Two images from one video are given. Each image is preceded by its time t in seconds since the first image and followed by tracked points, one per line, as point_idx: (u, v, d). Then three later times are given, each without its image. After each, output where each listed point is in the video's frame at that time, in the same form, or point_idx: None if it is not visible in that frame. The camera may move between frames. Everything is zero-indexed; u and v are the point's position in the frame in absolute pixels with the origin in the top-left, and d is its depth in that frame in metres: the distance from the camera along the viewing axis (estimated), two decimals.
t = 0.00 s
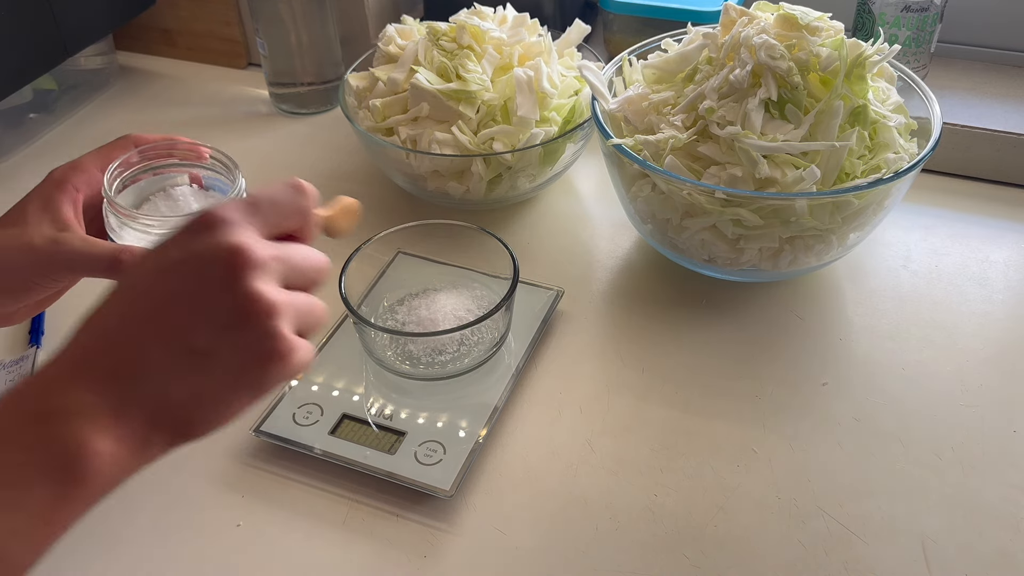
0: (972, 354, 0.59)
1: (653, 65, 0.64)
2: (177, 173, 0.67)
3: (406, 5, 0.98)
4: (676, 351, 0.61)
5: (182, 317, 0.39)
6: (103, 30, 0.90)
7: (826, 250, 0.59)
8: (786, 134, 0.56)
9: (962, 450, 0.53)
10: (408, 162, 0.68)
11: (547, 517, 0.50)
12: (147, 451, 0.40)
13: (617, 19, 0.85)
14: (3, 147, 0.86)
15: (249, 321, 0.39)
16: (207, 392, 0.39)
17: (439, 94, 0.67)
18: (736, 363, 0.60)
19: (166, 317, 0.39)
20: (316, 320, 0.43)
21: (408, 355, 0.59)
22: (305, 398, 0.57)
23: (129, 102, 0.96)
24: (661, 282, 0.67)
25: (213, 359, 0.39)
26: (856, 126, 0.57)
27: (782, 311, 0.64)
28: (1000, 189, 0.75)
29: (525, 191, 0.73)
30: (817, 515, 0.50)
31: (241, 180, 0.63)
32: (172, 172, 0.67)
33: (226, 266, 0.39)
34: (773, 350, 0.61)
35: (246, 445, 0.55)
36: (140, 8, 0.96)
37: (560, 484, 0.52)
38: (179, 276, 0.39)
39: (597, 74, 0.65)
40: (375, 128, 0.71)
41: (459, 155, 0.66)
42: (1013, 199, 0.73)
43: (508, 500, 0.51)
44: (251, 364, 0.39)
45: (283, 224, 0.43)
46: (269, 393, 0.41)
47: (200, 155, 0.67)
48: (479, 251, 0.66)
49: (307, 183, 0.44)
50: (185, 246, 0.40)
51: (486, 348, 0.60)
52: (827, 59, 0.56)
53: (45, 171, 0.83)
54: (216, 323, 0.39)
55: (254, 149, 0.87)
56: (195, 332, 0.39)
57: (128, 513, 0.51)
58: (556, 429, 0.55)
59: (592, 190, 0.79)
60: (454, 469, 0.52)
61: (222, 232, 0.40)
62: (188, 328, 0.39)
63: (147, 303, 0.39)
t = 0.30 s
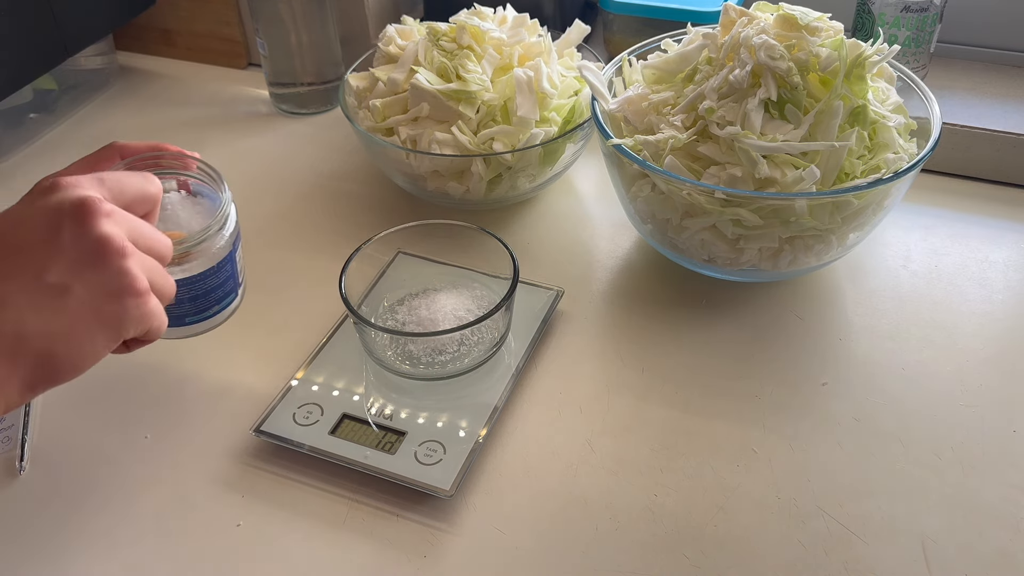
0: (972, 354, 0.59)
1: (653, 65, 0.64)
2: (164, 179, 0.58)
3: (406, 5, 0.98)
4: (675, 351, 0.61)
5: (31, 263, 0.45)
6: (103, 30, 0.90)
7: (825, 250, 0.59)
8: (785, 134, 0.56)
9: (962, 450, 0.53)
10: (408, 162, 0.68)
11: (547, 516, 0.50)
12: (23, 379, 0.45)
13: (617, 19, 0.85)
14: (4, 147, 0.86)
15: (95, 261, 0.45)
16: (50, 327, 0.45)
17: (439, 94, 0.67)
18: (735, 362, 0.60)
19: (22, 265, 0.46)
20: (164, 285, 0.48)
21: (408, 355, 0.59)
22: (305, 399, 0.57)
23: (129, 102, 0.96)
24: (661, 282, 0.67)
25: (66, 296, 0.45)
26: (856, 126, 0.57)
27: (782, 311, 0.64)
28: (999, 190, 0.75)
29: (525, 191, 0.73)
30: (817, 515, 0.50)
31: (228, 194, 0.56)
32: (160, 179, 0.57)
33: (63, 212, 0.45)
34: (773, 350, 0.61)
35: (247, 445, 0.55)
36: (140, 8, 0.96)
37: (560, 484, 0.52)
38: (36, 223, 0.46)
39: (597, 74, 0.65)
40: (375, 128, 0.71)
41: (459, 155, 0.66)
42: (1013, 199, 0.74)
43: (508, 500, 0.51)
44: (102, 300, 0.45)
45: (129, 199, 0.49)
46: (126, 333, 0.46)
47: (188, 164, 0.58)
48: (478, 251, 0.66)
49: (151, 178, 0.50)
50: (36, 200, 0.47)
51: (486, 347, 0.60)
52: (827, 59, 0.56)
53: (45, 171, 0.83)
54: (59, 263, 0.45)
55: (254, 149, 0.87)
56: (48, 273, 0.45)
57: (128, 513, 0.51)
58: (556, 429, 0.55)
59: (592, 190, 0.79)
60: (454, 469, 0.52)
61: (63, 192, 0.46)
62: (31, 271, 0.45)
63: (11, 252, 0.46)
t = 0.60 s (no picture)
0: (972, 354, 0.59)
1: (653, 65, 0.64)
2: (129, 186, 0.57)
3: (406, 5, 0.98)
4: (675, 352, 0.61)
5: (79, 339, 0.45)
6: (103, 30, 0.90)
7: (826, 250, 0.59)
8: (785, 134, 0.56)
9: (962, 450, 0.53)
10: (408, 162, 0.68)
11: (547, 517, 0.50)
12: (25, 438, 0.46)
13: (617, 19, 0.85)
14: (4, 147, 0.86)
15: (147, 360, 0.48)
16: (85, 407, 0.47)
17: (439, 94, 0.67)
18: (736, 362, 0.60)
19: (71, 337, 0.45)
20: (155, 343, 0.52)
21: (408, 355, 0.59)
22: (305, 399, 0.57)
23: (129, 102, 0.96)
24: (661, 282, 0.67)
25: (106, 381, 0.47)
26: (856, 126, 0.57)
27: (782, 311, 0.64)
28: (1000, 190, 0.75)
29: (524, 191, 0.73)
30: (817, 515, 0.50)
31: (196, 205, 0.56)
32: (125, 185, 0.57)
33: (134, 308, 0.46)
34: (773, 350, 0.61)
35: (247, 445, 0.55)
36: (140, 8, 0.96)
37: (560, 483, 0.52)
38: (97, 303, 0.45)
39: (597, 74, 0.65)
40: (375, 128, 0.71)
41: (459, 155, 0.66)
42: (1013, 199, 0.74)
43: (507, 501, 0.51)
44: (139, 389, 0.49)
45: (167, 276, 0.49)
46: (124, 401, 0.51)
47: (153, 171, 0.58)
48: (478, 251, 0.66)
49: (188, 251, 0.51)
50: (99, 272, 0.45)
51: (486, 347, 0.60)
52: (827, 59, 0.56)
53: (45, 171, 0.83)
54: (113, 354, 0.47)
55: (254, 149, 0.87)
56: (99, 359, 0.46)
57: (128, 513, 0.51)
58: (556, 429, 0.55)
59: (592, 190, 0.79)
60: (454, 469, 0.52)
61: (133, 276, 0.46)
62: (77, 349, 0.45)
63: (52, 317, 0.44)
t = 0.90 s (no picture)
0: (972, 354, 0.59)
1: (653, 65, 0.64)
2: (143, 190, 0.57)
3: (406, 5, 0.98)
4: (675, 352, 0.61)
5: (90, 359, 0.46)
6: (103, 30, 0.90)
7: (826, 250, 0.59)
8: (785, 134, 0.56)
9: (962, 450, 0.53)
10: (408, 162, 0.68)
11: (547, 517, 0.50)
12: (26, 455, 0.46)
13: (617, 19, 0.85)
14: (4, 147, 0.86)
15: (156, 381, 0.48)
16: (90, 424, 0.47)
17: (439, 94, 0.67)
18: (736, 362, 0.60)
19: (83, 357, 0.45)
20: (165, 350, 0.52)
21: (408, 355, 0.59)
22: (305, 398, 0.57)
23: (128, 102, 0.96)
24: (661, 282, 0.67)
25: (113, 400, 0.47)
26: (856, 126, 0.57)
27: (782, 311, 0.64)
28: (1000, 190, 0.75)
29: (525, 191, 0.73)
30: (817, 515, 0.50)
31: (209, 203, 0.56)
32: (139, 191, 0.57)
33: (149, 331, 0.46)
34: (773, 349, 0.61)
35: (247, 445, 0.55)
36: (140, 8, 0.96)
37: (560, 483, 0.52)
38: (112, 323, 0.45)
39: (597, 74, 0.65)
40: (375, 128, 0.71)
41: (459, 155, 0.66)
42: (1013, 199, 0.74)
43: (507, 500, 0.51)
44: (144, 406, 0.49)
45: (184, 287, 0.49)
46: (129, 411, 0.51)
47: (167, 174, 0.58)
48: (478, 251, 0.66)
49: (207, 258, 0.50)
50: (118, 291, 0.45)
51: (487, 347, 0.60)
52: (827, 59, 0.56)
53: (45, 170, 0.83)
54: (122, 375, 0.47)
55: (254, 149, 0.87)
56: (107, 380, 0.46)
57: (128, 513, 0.51)
58: (556, 429, 0.55)
59: (592, 190, 0.79)
60: (454, 469, 0.52)
61: (150, 298, 0.46)
62: (88, 369, 0.46)
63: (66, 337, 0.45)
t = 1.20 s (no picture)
0: (972, 354, 0.59)
1: (653, 65, 0.64)
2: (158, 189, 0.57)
3: (406, 5, 0.98)
4: (675, 352, 0.61)
5: (93, 358, 0.45)
6: (103, 30, 0.90)
7: (826, 250, 0.59)
8: (785, 134, 0.56)
9: (961, 450, 0.53)
10: (408, 162, 0.68)
11: (547, 517, 0.50)
12: (31, 454, 0.48)
13: (617, 19, 0.85)
14: (3, 147, 0.86)
15: (161, 377, 0.47)
16: (97, 421, 0.48)
17: (439, 94, 0.67)
18: (736, 362, 0.60)
19: (84, 356, 0.45)
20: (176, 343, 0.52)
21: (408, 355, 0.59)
22: (305, 399, 0.57)
23: (128, 102, 0.96)
24: (661, 282, 0.67)
25: (118, 397, 0.47)
26: (856, 126, 0.57)
27: (782, 311, 0.64)
28: (1000, 190, 0.75)
29: (525, 191, 0.73)
30: (817, 515, 0.50)
31: (223, 197, 0.55)
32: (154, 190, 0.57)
33: (150, 328, 0.45)
34: (773, 349, 0.61)
35: (247, 445, 0.55)
36: (140, 8, 0.96)
37: (560, 483, 0.52)
38: (113, 321, 0.45)
39: (597, 74, 0.65)
40: (375, 128, 0.71)
41: (459, 155, 0.66)
42: (1014, 199, 0.74)
43: (507, 500, 0.51)
44: (151, 403, 0.49)
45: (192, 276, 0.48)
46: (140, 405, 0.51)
47: (181, 174, 0.58)
48: (478, 251, 0.66)
49: (216, 242, 0.49)
50: (116, 287, 0.45)
51: (487, 348, 0.60)
52: (827, 59, 0.56)
53: (45, 170, 0.83)
54: (125, 374, 0.46)
55: (254, 149, 0.87)
56: (109, 379, 0.46)
57: (128, 513, 0.51)
58: (556, 429, 0.55)
59: (592, 190, 0.79)
60: (454, 469, 0.52)
61: (151, 295, 0.45)
62: (91, 368, 0.46)
63: (65, 336, 0.45)
